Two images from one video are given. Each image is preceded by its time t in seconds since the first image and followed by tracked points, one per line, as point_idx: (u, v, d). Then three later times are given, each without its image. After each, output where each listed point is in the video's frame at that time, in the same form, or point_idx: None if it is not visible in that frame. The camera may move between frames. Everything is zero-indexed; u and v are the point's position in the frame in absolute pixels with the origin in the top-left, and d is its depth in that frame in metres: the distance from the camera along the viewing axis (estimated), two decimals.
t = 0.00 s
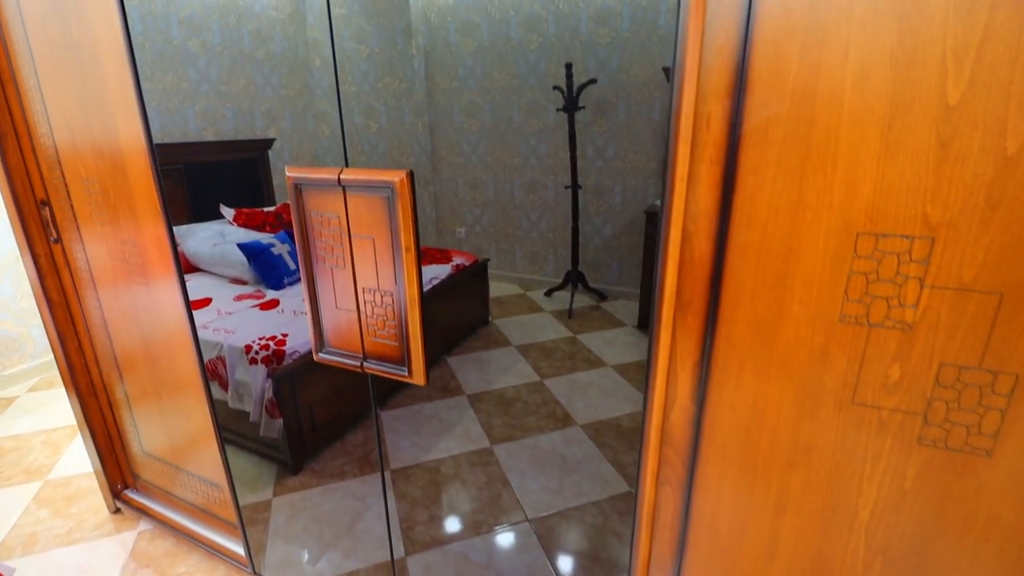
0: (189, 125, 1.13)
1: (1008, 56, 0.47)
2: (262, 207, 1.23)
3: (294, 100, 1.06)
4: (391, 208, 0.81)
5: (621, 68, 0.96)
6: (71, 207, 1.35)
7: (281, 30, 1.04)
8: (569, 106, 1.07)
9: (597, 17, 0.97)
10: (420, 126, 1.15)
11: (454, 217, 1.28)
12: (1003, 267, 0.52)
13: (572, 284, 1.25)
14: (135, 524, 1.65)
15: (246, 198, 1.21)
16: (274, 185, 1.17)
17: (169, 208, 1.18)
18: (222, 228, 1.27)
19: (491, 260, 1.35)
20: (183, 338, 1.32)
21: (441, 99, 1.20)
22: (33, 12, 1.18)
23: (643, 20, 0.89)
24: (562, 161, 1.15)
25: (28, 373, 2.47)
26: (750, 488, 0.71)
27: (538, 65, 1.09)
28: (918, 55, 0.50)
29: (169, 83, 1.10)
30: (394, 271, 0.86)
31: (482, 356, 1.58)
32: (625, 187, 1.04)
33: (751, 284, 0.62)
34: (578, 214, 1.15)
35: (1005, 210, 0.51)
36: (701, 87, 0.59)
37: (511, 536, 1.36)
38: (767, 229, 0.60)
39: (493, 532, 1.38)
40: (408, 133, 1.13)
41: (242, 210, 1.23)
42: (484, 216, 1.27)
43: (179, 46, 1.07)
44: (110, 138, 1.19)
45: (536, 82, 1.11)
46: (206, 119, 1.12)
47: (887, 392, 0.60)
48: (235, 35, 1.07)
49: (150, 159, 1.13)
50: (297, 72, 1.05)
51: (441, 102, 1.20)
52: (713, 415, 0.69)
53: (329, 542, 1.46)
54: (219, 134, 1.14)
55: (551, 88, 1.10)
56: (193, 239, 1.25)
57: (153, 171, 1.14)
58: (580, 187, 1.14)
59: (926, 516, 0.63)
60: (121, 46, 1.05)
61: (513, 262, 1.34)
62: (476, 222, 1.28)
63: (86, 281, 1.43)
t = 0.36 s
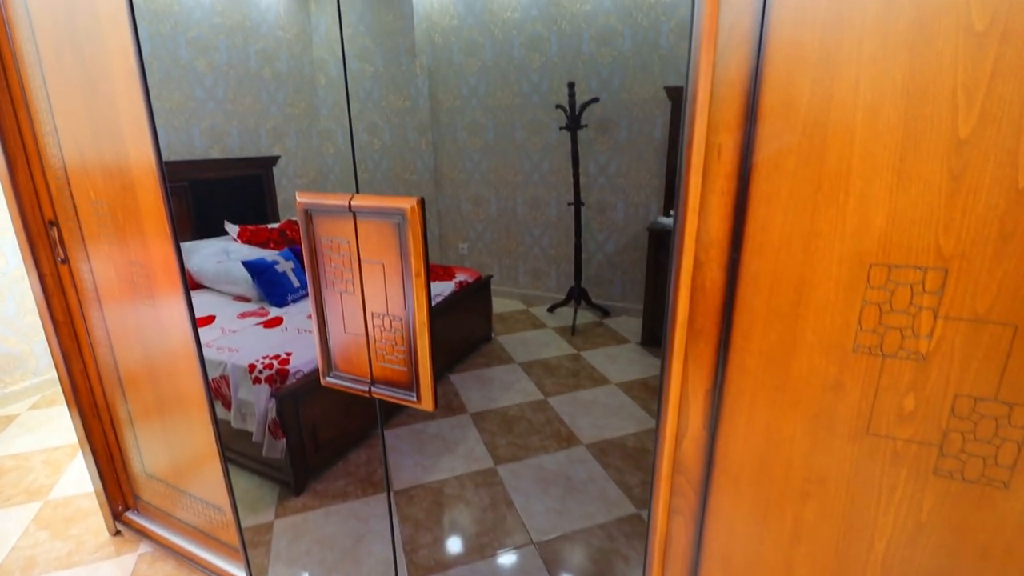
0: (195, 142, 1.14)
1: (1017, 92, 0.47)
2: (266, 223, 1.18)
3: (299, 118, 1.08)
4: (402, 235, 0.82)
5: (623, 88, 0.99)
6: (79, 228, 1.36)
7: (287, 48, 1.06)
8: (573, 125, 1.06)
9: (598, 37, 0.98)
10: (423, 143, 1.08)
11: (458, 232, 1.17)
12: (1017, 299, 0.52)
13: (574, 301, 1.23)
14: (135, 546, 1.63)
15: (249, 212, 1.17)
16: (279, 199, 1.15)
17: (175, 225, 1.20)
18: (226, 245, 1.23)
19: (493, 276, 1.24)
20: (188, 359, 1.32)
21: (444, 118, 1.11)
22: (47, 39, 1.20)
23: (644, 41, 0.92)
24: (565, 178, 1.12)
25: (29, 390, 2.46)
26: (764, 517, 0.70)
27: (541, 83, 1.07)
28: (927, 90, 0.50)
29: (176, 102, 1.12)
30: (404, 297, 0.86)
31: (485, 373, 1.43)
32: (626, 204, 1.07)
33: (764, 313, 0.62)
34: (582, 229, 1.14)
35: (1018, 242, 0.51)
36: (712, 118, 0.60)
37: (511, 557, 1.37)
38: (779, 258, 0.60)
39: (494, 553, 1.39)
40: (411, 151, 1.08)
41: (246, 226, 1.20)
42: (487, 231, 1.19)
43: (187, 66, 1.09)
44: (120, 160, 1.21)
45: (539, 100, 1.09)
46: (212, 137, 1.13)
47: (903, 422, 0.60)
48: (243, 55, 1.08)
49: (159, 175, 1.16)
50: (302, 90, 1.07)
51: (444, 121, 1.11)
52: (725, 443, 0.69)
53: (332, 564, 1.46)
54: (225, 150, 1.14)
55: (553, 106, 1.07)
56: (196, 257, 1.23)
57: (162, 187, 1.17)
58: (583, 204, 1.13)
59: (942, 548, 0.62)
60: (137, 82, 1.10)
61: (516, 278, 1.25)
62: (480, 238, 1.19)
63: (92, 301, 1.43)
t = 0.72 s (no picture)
0: (200, 159, 1.13)
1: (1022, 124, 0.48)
2: (270, 238, 1.18)
3: (303, 134, 1.04)
4: (410, 258, 0.83)
5: (623, 105, 0.99)
6: (86, 247, 1.37)
7: (293, 67, 1.02)
8: (575, 141, 1.08)
9: (600, 55, 0.99)
10: (424, 158, 1.03)
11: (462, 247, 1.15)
12: None
13: (577, 315, 1.24)
14: (135, 566, 1.61)
15: (254, 229, 1.15)
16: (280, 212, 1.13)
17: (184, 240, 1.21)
18: (229, 261, 1.22)
19: (497, 290, 1.24)
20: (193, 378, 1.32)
21: (447, 134, 1.09)
22: (61, 62, 1.23)
23: (645, 58, 0.94)
24: (568, 194, 1.16)
25: (31, 406, 2.46)
26: (775, 543, 0.70)
27: (543, 101, 1.08)
28: (933, 121, 0.51)
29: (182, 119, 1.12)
30: (412, 321, 0.87)
31: (486, 390, 1.43)
32: (629, 220, 1.08)
33: (773, 338, 0.63)
34: (583, 242, 1.16)
35: None
36: (720, 147, 0.61)
37: None
38: (788, 284, 0.60)
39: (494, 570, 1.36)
40: (415, 168, 1.03)
41: (248, 242, 1.18)
42: (490, 246, 1.19)
43: (194, 84, 1.09)
44: (129, 181, 1.22)
45: (542, 117, 1.10)
46: (217, 153, 1.12)
47: (913, 449, 0.60)
48: (248, 73, 1.06)
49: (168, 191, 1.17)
50: (307, 106, 1.04)
51: (447, 137, 1.09)
52: (735, 468, 0.69)
53: None
54: (228, 167, 1.12)
55: (557, 123, 1.09)
56: (200, 273, 1.23)
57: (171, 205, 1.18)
58: (585, 219, 1.14)
59: None
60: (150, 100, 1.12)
61: (519, 293, 1.29)
62: (482, 252, 1.19)
63: (97, 319, 1.44)
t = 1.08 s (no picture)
0: (205, 174, 1.17)
1: None
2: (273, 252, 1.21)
3: (308, 149, 1.12)
4: (416, 280, 0.88)
5: (624, 120, 0.98)
6: (93, 265, 1.38)
7: (297, 83, 1.10)
8: (575, 156, 1.06)
9: (601, 72, 0.96)
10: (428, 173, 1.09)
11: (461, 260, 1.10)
12: None
13: (580, 329, 1.19)
14: None
15: (257, 242, 1.20)
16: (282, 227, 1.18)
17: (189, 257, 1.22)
18: (232, 275, 1.26)
19: (498, 305, 1.21)
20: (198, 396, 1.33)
21: (449, 150, 1.08)
22: (71, 82, 1.24)
23: (645, 76, 0.92)
24: (568, 207, 1.11)
25: (32, 421, 2.45)
26: (784, 567, 0.69)
27: (544, 117, 1.05)
28: (936, 149, 0.52)
29: (188, 135, 1.14)
30: (416, 343, 0.91)
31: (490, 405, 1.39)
32: (629, 234, 1.03)
33: (780, 362, 0.63)
34: (584, 258, 1.10)
35: None
36: (725, 174, 0.62)
37: None
38: (794, 309, 0.61)
39: None
40: (418, 182, 1.08)
41: (252, 256, 1.23)
42: (489, 260, 1.16)
43: (199, 101, 1.13)
44: (137, 200, 1.23)
45: (543, 132, 1.07)
46: (221, 169, 1.17)
47: (922, 474, 0.59)
48: (254, 90, 1.12)
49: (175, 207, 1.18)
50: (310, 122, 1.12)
51: (450, 152, 1.08)
52: (743, 491, 0.69)
53: None
54: (233, 182, 1.18)
55: (557, 138, 1.07)
56: (204, 287, 1.26)
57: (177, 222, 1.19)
58: (586, 234, 1.10)
59: None
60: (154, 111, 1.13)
61: (521, 306, 1.21)
62: (482, 267, 1.16)
63: (102, 337, 1.44)
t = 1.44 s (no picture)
0: (208, 189, 1.17)
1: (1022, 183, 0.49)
2: (274, 267, 1.24)
3: (310, 164, 1.12)
4: (420, 300, 0.89)
5: (625, 136, 1.03)
6: (96, 282, 1.39)
7: (300, 99, 1.11)
8: (575, 171, 1.12)
9: (600, 88, 1.03)
10: (429, 187, 1.14)
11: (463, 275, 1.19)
12: None
13: (580, 343, 1.23)
14: None
15: (258, 257, 1.22)
16: (285, 242, 1.20)
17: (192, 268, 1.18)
18: (233, 290, 1.27)
19: (499, 318, 1.25)
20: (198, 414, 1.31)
21: (451, 164, 1.18)
22: (78, 102, 1.26)
23: (645, 92, 0.95)
24: (568, 223, 1.18)
25: (30, 437, 2.44)
26: None
27: (544, 132, 1.15)
28: (934, 178, 0.53)
29: (192, 150, 1.14)
30: (419, 364, 0.92)
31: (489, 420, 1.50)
32: (630, 248, 1.07)
33: (783, 387, 0.63)
34: (585, 273, 1.16)
35: None
36: (727, 200, 0.62)
37: None
38: (797, 333, 0.61)
39: None
40: (418, 196, 1.13)
41: (253, 271, 1.26)
42: (491, 273, 1.23)
43: (204, 117, 1.13)
44: (141, 219, 1.24)
45: (546, 148, 1.16)
46: (225, 184, 1.17)
47: (927, 500, 0.59)
48: (258, 106, 1.13)
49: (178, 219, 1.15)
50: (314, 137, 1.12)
51: (452, 167, 1.19)
52: (748, 515, 0.69)
53: None
54: (236, 198, 1.19)
55: (558, 154, 1.15)
56: (205, 301, 1.24)
57: (181, 232, 1.16)
58: (588, 248, 1.15)
59: None
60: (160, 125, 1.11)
61: (521, 319, 1.28)
62: (485, 280, 1.23)
63: (104, 354, 1.44)
